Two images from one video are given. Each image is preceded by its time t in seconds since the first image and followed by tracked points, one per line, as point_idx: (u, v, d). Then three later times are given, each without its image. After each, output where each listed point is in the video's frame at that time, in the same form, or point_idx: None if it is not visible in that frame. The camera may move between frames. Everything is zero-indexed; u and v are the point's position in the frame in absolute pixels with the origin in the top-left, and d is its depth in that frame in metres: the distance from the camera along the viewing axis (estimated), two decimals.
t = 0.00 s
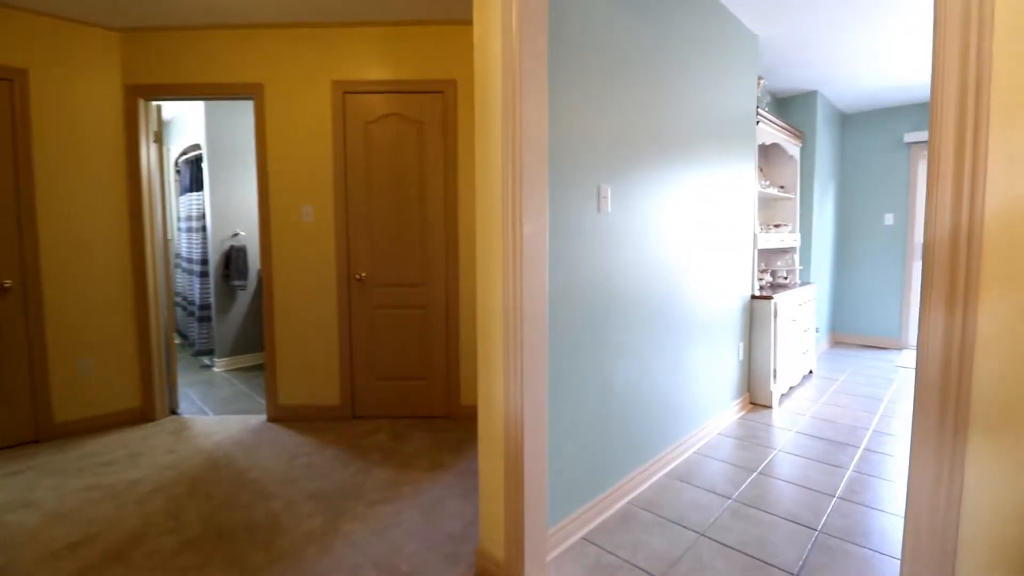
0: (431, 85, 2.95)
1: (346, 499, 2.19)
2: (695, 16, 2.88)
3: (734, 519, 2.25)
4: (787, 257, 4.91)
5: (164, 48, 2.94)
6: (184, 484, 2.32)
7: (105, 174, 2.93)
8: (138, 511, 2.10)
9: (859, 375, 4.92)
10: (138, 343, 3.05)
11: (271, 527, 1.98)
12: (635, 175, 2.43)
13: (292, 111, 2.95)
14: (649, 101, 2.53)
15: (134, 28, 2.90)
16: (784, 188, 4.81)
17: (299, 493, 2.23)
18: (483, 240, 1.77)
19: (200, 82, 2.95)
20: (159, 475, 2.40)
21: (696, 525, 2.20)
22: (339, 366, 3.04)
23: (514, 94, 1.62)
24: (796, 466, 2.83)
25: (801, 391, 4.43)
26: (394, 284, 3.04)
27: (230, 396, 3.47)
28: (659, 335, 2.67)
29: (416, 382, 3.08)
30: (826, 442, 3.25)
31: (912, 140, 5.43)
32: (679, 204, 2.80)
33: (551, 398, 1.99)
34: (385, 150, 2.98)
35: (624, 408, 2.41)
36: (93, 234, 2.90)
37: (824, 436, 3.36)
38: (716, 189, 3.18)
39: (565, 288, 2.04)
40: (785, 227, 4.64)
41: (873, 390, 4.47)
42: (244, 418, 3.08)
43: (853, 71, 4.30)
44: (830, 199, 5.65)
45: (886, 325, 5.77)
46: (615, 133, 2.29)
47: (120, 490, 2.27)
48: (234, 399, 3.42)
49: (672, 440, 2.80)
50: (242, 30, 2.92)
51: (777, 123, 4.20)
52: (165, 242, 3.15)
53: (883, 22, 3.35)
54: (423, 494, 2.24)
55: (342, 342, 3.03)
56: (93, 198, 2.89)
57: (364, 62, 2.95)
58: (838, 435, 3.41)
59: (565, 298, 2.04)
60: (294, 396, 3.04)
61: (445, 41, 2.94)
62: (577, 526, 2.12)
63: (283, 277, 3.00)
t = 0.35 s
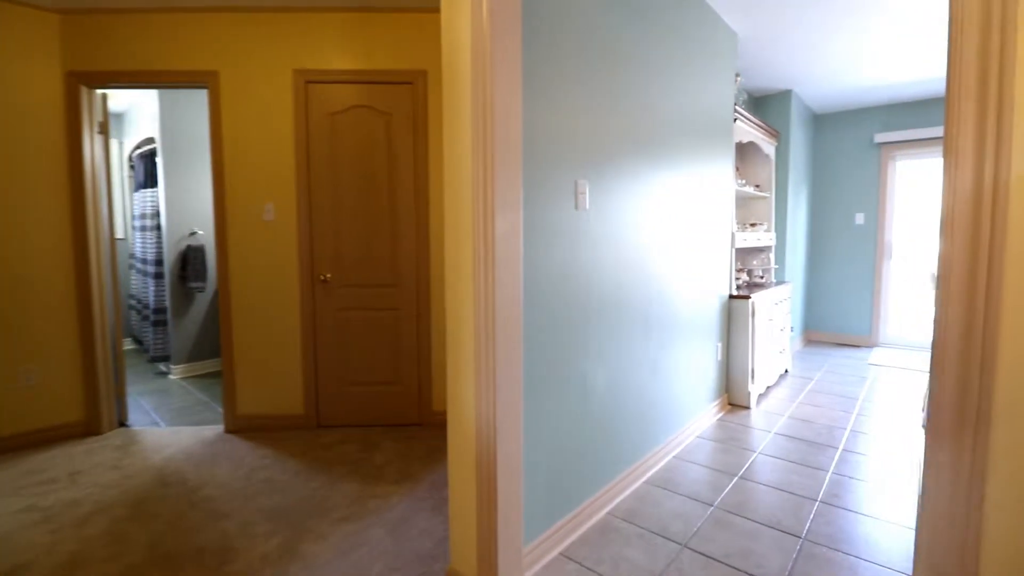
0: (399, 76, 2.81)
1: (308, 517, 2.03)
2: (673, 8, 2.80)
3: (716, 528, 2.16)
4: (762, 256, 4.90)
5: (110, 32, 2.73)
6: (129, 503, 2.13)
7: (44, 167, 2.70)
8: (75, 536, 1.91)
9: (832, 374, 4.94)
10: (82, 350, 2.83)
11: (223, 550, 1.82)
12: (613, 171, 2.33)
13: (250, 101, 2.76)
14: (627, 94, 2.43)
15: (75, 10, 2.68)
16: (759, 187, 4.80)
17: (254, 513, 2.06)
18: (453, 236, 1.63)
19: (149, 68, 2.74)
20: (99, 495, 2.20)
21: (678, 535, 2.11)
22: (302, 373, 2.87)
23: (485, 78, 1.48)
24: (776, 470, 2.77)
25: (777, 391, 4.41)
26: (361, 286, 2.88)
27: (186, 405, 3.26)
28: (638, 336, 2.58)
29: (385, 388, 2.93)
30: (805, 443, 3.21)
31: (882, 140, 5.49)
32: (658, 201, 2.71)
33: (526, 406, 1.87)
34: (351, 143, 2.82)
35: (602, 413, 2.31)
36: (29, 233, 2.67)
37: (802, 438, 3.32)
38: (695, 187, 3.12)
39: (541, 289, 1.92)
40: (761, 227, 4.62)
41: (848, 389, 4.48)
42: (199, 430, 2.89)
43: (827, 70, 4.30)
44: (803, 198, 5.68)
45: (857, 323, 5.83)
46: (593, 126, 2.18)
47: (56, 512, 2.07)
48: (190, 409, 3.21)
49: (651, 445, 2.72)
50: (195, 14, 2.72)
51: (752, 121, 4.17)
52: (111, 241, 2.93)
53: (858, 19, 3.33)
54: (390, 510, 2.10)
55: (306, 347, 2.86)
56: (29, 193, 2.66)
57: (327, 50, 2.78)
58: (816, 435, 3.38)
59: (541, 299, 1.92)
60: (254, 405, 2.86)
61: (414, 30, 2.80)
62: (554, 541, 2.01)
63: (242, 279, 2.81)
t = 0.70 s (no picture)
0: (368, 68, 2.67)
1: (266, 539, 1.88)
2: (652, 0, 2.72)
3: (700, 541, 2.08)
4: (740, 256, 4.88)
5: (51, 16, 2.52)
6: (68, 529, 1.95)
7: None
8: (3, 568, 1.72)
9: (810, 374, 4.94)
10: (23, 359, 2.61)
11: None
12: (592, 167, 2.23)
13: (206, 92, 2.59)
14: (607, 88, 2.34)
15: None
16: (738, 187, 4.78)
17: (207, 537, 1.89)
18: (420, 236, 1.49)
19: (95, 55, 2.54)
20: (35, 521, 2.01)
21: (661, 550, 2.01)
22: (265, 381, 2.70)
23: (453, 59, 1.34)
24: (759, 476, 2.70)
25: (757, 393, 4.37)
26: (327, 288, 2.73)
27: (141, 417, 3.06)
28: (618, 339, 2.49)
29: (354, 396, 2.78)
30: (786, 446, 3.16)
31: (857, 141, 5.52)
32: (638, 199, 2.62)
33: (500, 418, 1.75)
34: (316, 138, 2.67)
35: (581, 422, 2.21)
36: None
37: (784, 441, 3.27)
38: (675, 185, 3.04)
39: (516, 292, 1.80)
40: (739, 227, 4.59)
41: (825, 389, 4.48)
42: (154, 444, 2.70)
43: (805, 69, 4.28)
44: (779, 199, 5.69)
45: (832, 323, 5.86)
46: (571, 120, 2.08)
47: None
48: (145, 421, 3.01)
49: (631, 452, 2.63)
50: None
51: (731, 120, 4.12)
52: (56, 242, 2.72)
53: (837, 16, 3.29)
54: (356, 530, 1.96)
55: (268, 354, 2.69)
56: None
57: (290, 38, 2.62)
58: (796, 438, 3.34)
59: (516, 303, 1.80)
60: (212, 417, 2.68)
61: (383, 19, 2.67)
62: (531, 560, 1.90)
63: (198, 282, 2.63)
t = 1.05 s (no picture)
0: (331, 58, 2.53)
1: (217, 565, 1.74)
2: None
3: (681, 553, 2.00)
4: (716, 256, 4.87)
5: None
6: None
7: None
8: None
9: (784, 374, 4.95)
10: None
11: None
12: (568, 163, 2.13)
13: (156, 81, 2.41)
14: (583, 81, 2.24)
15: None
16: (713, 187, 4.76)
17: (152, 564, 1.74)
18: (382, 237, 1.36)
19: (29, 38, 2.33)
20: None
21: (641, 565, 1.93)
22: (221, 391, 2.53)
23: (415, 39, 1.20)
24: (738, 481, 2.65)
25: (732, 394, 4.35)
26: (289, 291, 2.57)
27: (87, 430, 2.85)
28: (595, 343, 2.40)
29: (318, 405, 2.63)
30: (764, 449, 3.12)
31: (828, 142, 5.56)
32: (615, 196, 2.54)
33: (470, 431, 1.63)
34: (276, 131, 2.51)
35: (556, 430, 2.11)
36: None
37: (761, 443, 3.23)
38: (651, 184, 2.98)
39: (487, 295, 1.69)
40: (715, 227, 4.56)
41: (800, 389, 4.49)
42: (100, 459, 2.51)
43: (779, 69, 4.28)
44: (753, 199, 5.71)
45: (804, 322, 5.91)
46: (545, 114, 1.98)
47: None
48: (92, 434, 2.81)
49: (609, 460, 2.54)
50: None
51: (707, 119, 4.08)
52: None
53: (813, 15, 3.27)
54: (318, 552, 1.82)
55: (224, 362, 2.52)
56: None
57: (247, 25, 2.46)
58: (773, 440, 3.31)
59: (487, 307, 1.69)
60: (163, 430, 2.50)
61: (347, 8, 2.53)
62: None
63: (147, 285, 2.45)
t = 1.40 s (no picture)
0: (297, 50, 2.41)
1: None
2: None
3: (662, 562, 1.95)
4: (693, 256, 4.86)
5: None
6: None
7: None
8: None
9: (761, 373, 4.97)
10: None
11: None
12: (545, 161, 2.06)
13: (105, 71, 2.26)
14: (560, 76, 2.17)
15: None
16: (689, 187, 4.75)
17: None
18: (345, 238, 1.26)
19: None
20: None
21: None
22: (179, 401, 2.40)
23: (377, 23, 1.11)
24: (718, 484, 2.62)
25: (710, 394, 4.35)
26: (252, 294, 2.44)
27: (35, 443, 2.67)
28: (573, 345, 2.33)
29: (284, 414, 2.51)
30: (742, 450, 3.10)
31: (802, 143, 5.62)
32: (592, 196, 2.48)
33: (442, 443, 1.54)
34: (237, 126, 2.38)
35: (532, 438, 2.04)
36: None
37: (739, 444, 3.21)
38: (629, 183, 2.93)
39: (459, 298, 1.60)
40: (692, 227, 4.55)
41: (776, 388, 4.51)
42: (46, 476, 2.34)
43: (755, 69, 4.29)
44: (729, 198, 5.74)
45: (778, 321, 5.97)
46: (521, 109, 1.90)
47: None
48: (40, 448, 2.63)
49: (587, 466, 2.48)
50: None
51: (684, 118, 4.07)
52: None
53: (789, 14, 3.26)
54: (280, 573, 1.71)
55: (183, 369, 2.39)
56: None
57: (205, 14, 2.32)
58: (751, 440, 3.30)
59: (460, 311, 1.61)
60: (116, 443, 2.35)
61: None
62: None
63: (97, 288, 2.30)
